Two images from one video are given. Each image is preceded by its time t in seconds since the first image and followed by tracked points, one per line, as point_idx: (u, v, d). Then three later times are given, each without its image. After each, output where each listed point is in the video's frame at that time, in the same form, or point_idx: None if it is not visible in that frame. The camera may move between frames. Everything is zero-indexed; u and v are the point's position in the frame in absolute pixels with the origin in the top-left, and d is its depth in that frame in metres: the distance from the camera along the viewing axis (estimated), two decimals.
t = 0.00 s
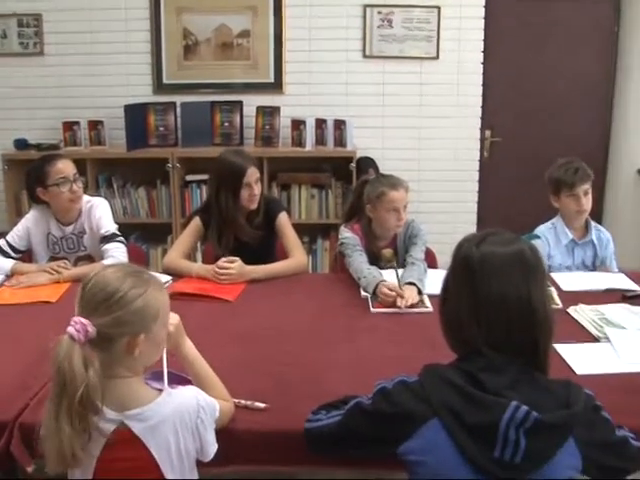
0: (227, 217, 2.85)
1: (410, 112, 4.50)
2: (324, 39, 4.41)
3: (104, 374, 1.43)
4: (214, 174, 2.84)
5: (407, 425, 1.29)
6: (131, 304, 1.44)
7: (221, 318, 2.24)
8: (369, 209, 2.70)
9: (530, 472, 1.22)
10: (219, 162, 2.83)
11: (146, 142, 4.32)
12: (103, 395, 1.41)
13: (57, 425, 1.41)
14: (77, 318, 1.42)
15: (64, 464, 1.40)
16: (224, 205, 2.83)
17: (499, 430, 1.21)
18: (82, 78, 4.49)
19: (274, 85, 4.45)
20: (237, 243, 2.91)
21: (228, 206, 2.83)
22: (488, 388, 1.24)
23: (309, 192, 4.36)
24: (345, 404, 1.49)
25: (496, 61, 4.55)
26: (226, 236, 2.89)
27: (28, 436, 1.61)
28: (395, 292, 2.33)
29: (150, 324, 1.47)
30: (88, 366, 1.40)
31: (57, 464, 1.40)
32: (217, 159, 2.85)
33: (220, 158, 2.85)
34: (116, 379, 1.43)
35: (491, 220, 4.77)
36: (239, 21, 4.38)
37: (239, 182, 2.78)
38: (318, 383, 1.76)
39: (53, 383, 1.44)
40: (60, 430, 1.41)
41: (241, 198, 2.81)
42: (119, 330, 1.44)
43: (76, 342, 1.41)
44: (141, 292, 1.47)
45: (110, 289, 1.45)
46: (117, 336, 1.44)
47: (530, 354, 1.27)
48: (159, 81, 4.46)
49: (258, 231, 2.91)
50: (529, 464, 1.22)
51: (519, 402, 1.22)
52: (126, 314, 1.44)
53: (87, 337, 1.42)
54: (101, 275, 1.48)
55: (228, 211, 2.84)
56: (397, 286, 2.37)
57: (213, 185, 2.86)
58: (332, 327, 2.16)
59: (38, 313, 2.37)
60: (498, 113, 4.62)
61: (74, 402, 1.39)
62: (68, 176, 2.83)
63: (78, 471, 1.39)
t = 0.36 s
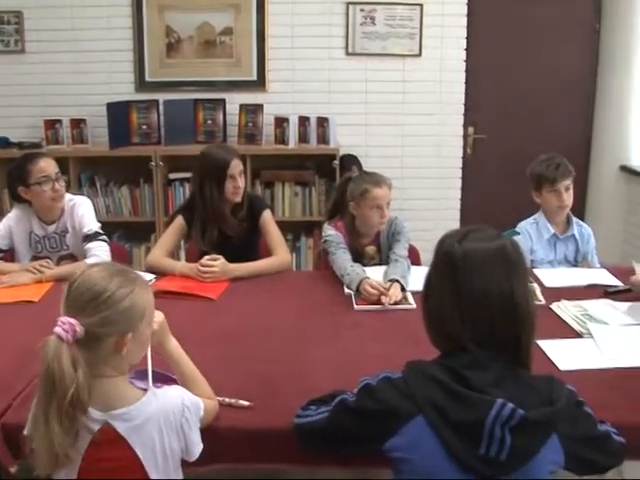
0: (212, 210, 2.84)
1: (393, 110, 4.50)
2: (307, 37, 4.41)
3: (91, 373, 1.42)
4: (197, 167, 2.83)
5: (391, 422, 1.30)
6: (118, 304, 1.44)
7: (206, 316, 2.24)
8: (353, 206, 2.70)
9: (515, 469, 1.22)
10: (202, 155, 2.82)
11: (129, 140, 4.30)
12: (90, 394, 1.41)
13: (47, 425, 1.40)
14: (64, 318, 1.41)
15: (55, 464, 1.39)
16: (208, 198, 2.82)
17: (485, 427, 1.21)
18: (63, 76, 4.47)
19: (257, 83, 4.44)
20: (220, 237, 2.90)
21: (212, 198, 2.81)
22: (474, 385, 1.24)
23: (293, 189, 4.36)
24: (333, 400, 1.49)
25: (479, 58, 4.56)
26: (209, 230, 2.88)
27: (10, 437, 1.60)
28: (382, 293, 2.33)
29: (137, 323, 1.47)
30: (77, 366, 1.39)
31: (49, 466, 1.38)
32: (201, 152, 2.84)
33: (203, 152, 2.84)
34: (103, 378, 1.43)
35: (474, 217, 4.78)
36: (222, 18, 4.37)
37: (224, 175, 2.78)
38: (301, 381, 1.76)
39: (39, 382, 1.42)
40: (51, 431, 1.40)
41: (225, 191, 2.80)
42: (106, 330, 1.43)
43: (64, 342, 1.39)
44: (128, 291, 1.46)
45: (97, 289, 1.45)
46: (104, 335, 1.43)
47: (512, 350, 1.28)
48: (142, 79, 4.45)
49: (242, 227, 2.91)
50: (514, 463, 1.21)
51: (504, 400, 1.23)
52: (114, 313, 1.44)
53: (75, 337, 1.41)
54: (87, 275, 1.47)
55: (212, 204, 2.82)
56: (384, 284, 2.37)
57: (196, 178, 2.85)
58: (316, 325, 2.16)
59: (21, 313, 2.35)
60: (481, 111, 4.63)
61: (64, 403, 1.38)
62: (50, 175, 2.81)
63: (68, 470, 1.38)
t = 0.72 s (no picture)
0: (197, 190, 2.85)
1: (376, 107, 4.51)
2: (290, 35, 4.41)
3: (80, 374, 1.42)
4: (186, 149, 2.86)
5: (372, 421, 1.30)
6: (104, 304, 1.44)
7: (188, 315, 2.23)
8: (335, 204, 2.71)
9: (496, 465, 1.22)
10: (188, 140, 2.86)
11: (111, 139, 4.28)
12: (82, 397, 1.41)
13: (44, 431, 1.39)
14: (51, 324, 1.40)
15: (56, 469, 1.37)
16: (195, 180, 2.84)
17: (465, 425, 1.21)
18: (45, 74, 4.44)
19: (240, 81, 4.44)
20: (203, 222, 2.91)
21: (198, 180, 2.84)
22: (453, 382, 1.24)
23: (276, 188, 4.36)
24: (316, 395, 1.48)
25: (461, 56, 4.57)
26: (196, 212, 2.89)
27: None
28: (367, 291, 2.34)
29: (122, 320, 1.47)
30: (68, 371, 1.39)
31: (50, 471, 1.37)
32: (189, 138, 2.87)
33: (189, 137, 2.88)
34: (90, 378, 1.43)
35: (457, 214, 4.80)
36: (204, 17, 4.35)
37: (211, 158, 2.81)
38: (286, 379, 1.76)
39: (30, 388, 1.41)
40: (48, 437, 1.39)
41: (211, 174, 2.83)
42: (94, 330, 1.43)
43: (54, 348, 1.39)
44: (111, 290, 1.46)
45: (82, 290, 1.44)
46: (92, 336, 1.43)
47: (493, 347, 1.29)
48: (124, 78, 4.43)
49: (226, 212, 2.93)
50: (495, 459, 1.22)
51: (484, 396, 1.23)
52: (100, 314, 1.44)
53: (63, 342, 1.40)
54: (68, 276, 1.45)
55: (199, 184, 2.85)
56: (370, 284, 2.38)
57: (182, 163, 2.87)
58: (299, 323, 2.16)
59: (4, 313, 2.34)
60: (464, 108, 4.65)
61: (59, 408, 1.38)
62: (33, 174, 2.79)
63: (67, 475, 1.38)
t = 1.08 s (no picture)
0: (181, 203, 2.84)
1: (358, 106, 4.52)
2: (272, 34, 4.41)
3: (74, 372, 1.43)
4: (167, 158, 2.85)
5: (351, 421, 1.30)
6: (101, 305, 1.45)
7: (170, 315, 2.22)
8: (318, 203, 2.71)
9: (476, 461, 1.23)
10: (172, 147, 2.83)
11: (93, 139, 4.26)
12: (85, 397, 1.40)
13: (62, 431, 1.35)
14: (51, 326, 1.39)
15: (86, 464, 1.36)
16: (177, 190, 2.83)
17: (443, 422, 1.22)
18: (26, 74, 4.42)
19: (222, 81, 4.43)
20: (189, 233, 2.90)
21: (181, 191, 2.83)
22: (431, 380, 1.25)
23: (259, 187, 4.35)
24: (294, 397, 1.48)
25: (443, 56, 4.59)
26: (184, 220, 2.86)
27: None
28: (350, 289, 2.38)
29: (112, 320, 1.49)
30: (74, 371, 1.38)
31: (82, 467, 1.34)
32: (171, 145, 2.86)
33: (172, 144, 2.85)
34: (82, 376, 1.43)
35: (440, 213, 4.81)
36: (186, 16, 4.34)
37: (197, 168, 2.81)
38: (268, 379, 1.76)
39: (34, 394, 1.37)
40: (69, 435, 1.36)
41: (196, 184, 2.83)
42: (91, 331, 1.44)
43: (57, 349, 1.38)
44: (105, 292, 1.47)
45: (80, 291, 1.43)
46: (88, 336, 1.44)
47: (471, 343, 1.29)
48: (106, 77, 4.41)
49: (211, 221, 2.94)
50: (474, 455, 1.23)
51: (461, 392, 1.23)
52: (98, 315, 1.45)
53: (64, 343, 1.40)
54: (64, 276, 1.44)
55: (180, 197, 2.84)
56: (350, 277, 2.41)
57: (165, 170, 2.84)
58: (280, 322, 2.16)
59: None
60: (446, 107, 4.66)
61: (71, 408, 1.37)
62: (14, 174, 2.77)
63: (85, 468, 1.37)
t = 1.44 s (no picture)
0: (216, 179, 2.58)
1: (339, 106, 4.52)
2: (252, 33, 4.40)
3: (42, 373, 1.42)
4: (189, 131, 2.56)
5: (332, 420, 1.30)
6: (71, 305, 1.43)
7: (150, 316, 2.21)
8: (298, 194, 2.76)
9: (457, 457, 1.23)
10: (193, 120, 2.57)
11: (73, 139, 4.23)
12: (45, 397, 1.40)
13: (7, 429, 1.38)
14: (15, 320, 1.40)
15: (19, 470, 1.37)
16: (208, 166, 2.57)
17: (424, 419, 1.22)
18: (4, 74, 4.38)
19: (202, 80, 4.42)
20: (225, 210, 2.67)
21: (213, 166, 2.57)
22: (411, 378, 1.25)
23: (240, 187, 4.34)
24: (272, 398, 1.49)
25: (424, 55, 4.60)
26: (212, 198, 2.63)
27: None
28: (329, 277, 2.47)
29: (90, 323, 1.46)
30: (32, 370, 1.39)
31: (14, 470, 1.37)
32: (190, 118, 2.58)
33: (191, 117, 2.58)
34: (52, 378, 1.42)
35: (421, 211, 4.82)
36: (165, 15, 4.32)
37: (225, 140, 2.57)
38: (250, 378, 1.76)
39: None
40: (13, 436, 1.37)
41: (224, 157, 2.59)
42: (59, 331, 1.42)
43: (17, 343, 1.39)
44: (79, 293, 1.45)
45: (48, 290, 1.43)
46: (57, 336, 1.42)
47: (450, 341, 1.30)
48: (85, 77, 4.38)
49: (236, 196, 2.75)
50: (455, 450, 1.23)
51: (441, 390, 1.24)
52: (67, 314, 1.42)
53: (26, 339, 1.40)
54: (36, 275, 1.44)
55: (214, 172, 2.58)
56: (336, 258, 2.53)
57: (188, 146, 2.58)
58: (262, 322, 2.16)
59: None
60: (426, 105, 4.67)
61: (23, 407, 1.38)
62: None
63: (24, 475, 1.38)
